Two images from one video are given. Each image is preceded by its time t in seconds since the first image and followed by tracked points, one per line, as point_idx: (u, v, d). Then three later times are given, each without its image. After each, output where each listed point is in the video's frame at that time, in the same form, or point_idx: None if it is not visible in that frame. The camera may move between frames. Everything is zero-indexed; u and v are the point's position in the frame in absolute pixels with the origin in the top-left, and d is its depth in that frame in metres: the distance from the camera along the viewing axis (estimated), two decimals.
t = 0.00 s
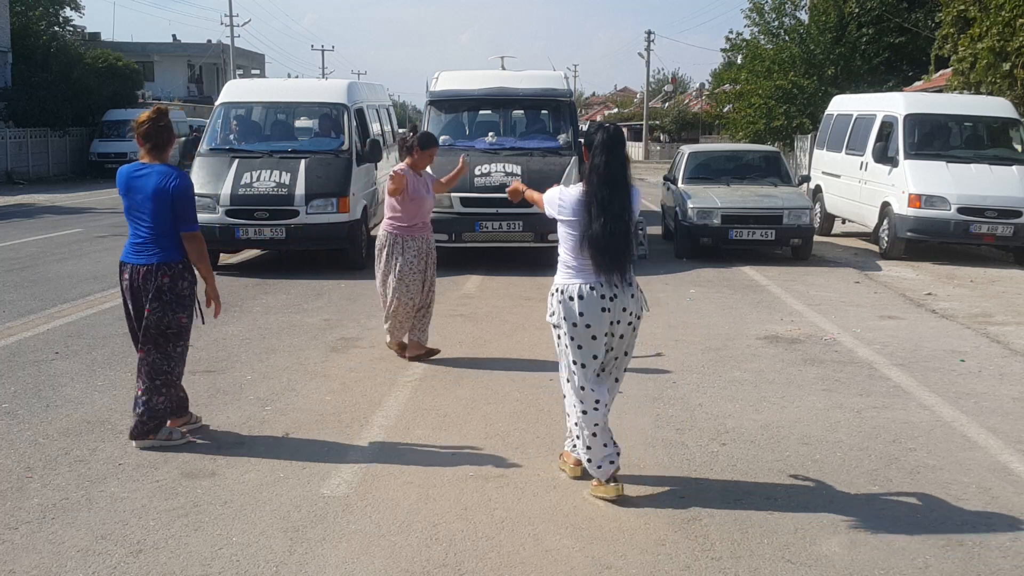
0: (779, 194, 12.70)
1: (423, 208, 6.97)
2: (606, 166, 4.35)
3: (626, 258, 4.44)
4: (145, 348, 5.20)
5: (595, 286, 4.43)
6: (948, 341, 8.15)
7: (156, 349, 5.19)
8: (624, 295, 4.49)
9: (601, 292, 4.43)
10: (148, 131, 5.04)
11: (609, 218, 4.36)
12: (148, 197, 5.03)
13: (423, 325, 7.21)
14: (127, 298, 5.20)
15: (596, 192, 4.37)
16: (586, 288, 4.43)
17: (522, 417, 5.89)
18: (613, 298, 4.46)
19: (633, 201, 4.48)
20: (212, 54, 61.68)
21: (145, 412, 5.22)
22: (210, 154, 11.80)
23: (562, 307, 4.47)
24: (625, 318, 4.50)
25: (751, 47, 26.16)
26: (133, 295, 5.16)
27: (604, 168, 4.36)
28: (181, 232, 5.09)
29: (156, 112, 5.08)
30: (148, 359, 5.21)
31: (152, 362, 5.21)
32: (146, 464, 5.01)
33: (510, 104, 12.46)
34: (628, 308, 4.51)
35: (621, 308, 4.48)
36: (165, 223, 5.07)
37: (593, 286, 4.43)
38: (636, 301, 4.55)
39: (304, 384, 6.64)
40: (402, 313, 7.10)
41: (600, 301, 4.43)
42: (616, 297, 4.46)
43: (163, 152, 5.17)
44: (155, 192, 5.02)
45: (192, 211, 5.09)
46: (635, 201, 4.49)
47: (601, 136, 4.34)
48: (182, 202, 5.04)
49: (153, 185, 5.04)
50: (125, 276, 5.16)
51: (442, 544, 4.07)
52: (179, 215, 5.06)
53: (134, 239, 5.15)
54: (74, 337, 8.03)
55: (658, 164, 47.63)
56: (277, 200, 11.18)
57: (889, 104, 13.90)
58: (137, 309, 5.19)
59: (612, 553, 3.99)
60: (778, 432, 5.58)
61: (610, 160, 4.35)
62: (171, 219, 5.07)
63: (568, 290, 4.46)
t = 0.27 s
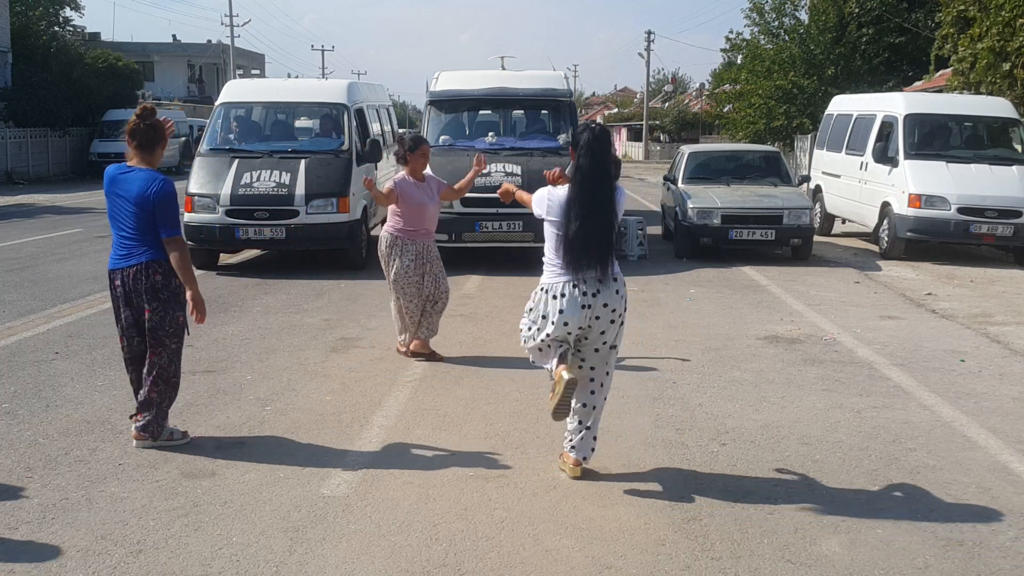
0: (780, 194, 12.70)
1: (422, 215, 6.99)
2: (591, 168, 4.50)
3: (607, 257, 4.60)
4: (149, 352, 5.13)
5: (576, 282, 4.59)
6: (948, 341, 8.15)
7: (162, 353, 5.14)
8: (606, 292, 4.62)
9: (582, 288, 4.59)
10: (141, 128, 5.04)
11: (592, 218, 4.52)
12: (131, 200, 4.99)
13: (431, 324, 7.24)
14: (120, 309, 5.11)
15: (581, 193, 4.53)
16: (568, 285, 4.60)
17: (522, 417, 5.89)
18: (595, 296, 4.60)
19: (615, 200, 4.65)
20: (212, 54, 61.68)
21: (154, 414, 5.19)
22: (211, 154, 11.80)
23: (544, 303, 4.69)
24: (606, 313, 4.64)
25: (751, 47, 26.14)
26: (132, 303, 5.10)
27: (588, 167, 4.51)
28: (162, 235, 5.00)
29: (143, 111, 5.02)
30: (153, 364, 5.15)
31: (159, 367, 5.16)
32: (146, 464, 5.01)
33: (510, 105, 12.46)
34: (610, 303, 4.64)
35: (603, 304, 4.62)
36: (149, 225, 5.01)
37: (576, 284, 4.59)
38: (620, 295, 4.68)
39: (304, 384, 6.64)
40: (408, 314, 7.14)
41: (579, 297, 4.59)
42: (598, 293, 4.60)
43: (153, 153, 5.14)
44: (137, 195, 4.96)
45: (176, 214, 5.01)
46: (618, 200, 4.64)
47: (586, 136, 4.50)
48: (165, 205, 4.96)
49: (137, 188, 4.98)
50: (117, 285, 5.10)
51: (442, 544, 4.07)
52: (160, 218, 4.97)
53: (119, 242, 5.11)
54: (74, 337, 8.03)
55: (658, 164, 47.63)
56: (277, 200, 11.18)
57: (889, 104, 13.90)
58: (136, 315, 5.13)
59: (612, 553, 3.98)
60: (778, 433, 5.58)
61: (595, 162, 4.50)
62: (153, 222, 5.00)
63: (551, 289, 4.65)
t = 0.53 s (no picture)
0: (780, 194, 12.70)
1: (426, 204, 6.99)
2: (579, 160, 4.59)
3: (598, 246, 4.69)
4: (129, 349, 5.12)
5: (558, 272, 4.68)
6: (948, 341, 8.15)
7: (141, 349, 5.11)
8: (588, 285, 4.69)
9: (563, 277, 4.67)
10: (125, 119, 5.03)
11: (581, 208, 4.61)
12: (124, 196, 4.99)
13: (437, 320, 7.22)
14: (95, 302, 5.13)
15: (570, 184, 4.62)
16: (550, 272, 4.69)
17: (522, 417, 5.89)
18: (574, 287, 4.68)
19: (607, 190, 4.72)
20: (212, 54, 61.68)
21: (145, 417, 5.17)
22: (210, 154, 11.81)
23: (527, 287, 4.78)
24: (585, 306, 4.71)
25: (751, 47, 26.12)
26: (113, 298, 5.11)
27: (576, 160, 4.60)
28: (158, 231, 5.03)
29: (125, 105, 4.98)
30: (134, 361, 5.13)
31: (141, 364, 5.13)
32: (146, 464, 5.01)
33: (510, 104, 12.46)
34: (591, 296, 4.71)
35: (583, 296, 4.69)
36: (143, 220, 5.01)
37: (558, 273, 4.68)
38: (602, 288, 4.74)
39: (304, 384, 6.64)
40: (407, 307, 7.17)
41: (559, 288, 4.67)
42: (578, 285, 4.68)
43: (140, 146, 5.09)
44: (132, 191, 4.97)
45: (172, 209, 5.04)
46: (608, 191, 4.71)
47: (572, 129, 4.59)
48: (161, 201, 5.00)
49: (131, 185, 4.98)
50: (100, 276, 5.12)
51: (442, 544, 4.07)
52: (157, 214, 5.00)
53: (110, 237, 5.10)
54: (74, 337, 8.03)
55: (658, 164, 47.62)
56: (277, 200, 11.18)
57: (889, 104, 13.90)
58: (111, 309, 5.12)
59: (612, 553, 3.98)
60: (778, 433, 5.58)
61: (582, 154, 4.58)
62: (148, 217, 5.01)
63: (535, 272, 4.74)
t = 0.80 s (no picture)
0: (780, 194, 12.70)
1: (435, 206, 6.98)
2: (569, 168, 4.63)
3: (588, 253, 4.71)
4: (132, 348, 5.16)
5: (535, 278, 4.73)
6: (948, 341, 8.16)
7: (147, 348, 5.15)
8: (563, 293, 4.74)
9: (541, 284, 4.72)
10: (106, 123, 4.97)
11: (572, 216, 4.63)
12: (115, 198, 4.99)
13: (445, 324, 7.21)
14: (87, 303, 5.08)
15: (560, 192, 4.66)
16: (529, 278, 4.74)
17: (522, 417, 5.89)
18: (551, 294, 4.72)
19: (597, 199, 4.76)
20: (212, 54, 61.73)
21: (134, 413, 5.20)
22: (210, 154, 11.81)
23: (507, 288, 4.81)
24: (563, 314, 4.74)
25: (751, 47, 26.15)
26: (108, 300, 5.08)
27: (568, 168, 4.64)
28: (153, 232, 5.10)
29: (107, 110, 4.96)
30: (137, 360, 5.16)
31: (145, 361, 5.17)
32: (146, 464, 5.01)
33: (510, 104, 12.45)
34: (568, 305, 4.74)
35: (559, 305, 4.72)
36: (135, 223, 5.04)
37: (535, 277, 4.73)
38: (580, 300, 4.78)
39: (304, 384, 6.65)
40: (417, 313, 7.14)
41: (536, 294, 4.72)
42: (555, 292, 4.72)
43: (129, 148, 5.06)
44: (121, 193, 4.98)
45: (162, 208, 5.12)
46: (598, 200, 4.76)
47: (563, 139, 4.63)
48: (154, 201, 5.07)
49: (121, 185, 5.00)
50: (91, 276, 5.06)
51: (442, 544, 4.07)
52: (151, 215, 5.07)
53: (98, 240, 5.06)
54: (74, 337, 8.03)
55: (658, 164, 47.62)
56: (277, 200, 11.18)
57: (889, 104, 13.91)
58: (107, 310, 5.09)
59: (612, 553, 3.99)
60: (778, 432, 5.58)
61: (573, 162, 4.63)
62: (140, 219, 5.05)
63: (514, 275, 4.79)
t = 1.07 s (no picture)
0: (780, 194, 12.70)
1: (439, 211, 6.92)
2: (566, 171, 4.65)
3: (577, 256, 4.76)
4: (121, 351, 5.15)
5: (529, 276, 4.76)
6: (948, 341, 8.16)
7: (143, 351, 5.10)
8: (558, 290, 4.78)
9: (535, 283, 4.75)
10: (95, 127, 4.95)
11: (566, 218, 4.66)
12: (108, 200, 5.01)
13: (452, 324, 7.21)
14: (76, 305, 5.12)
15: (555, 194, 4.68)
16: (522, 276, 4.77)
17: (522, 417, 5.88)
18: (546, 291, 4.76)
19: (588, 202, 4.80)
20: (212, 54, 61.75)
21: (152, 416, 5.21)
22: (210, 154, 11.81)
23: (502, 288, 4.83)
24: (556, 311, 4.79)
25: (751, 47, 26.15)
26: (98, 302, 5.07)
27: (564, 171, 4.66)
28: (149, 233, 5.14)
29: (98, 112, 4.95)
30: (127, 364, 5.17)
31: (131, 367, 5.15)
32: (146, 464, 5.01)
33: (510, 104, 12.45)
34: (561, 303, 4.79)
35: (553, 302, 4.77)
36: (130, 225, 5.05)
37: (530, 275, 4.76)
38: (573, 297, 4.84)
39: (304, 384, 6.65)
40: (428, 316, 7.09)
41: (531, 291, 4.74)
42: (549, 289, 4.75)
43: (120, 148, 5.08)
44: (117, 195, 5.01)
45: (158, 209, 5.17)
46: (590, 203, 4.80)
47: (562, 141, 4.64)
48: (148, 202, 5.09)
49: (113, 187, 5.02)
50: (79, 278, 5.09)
51: (442, 544, 4.06)
52: (147, 216, 5.10)
53: (92, 244, 5.05)
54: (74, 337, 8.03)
55: (658, 164, 47.61)
56: (277, 200, 11.18)
57: (889, 104, 13.91)
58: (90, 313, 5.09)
59: (612, 553, 3.98)
60: (778, 433, 5.58)
61: (570, 165, 4.65)
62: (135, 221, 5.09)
63: (510, 272, 4.82)
